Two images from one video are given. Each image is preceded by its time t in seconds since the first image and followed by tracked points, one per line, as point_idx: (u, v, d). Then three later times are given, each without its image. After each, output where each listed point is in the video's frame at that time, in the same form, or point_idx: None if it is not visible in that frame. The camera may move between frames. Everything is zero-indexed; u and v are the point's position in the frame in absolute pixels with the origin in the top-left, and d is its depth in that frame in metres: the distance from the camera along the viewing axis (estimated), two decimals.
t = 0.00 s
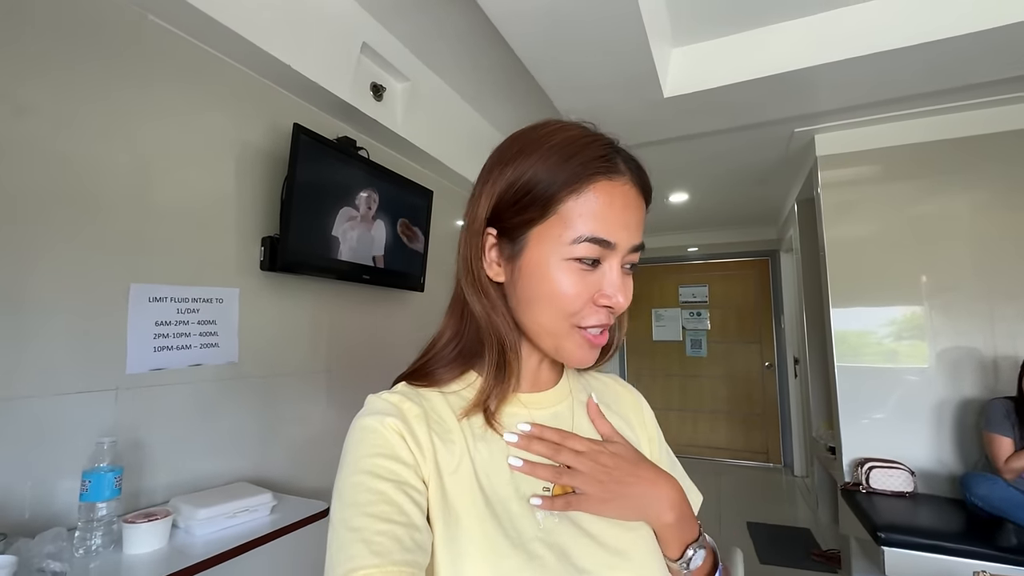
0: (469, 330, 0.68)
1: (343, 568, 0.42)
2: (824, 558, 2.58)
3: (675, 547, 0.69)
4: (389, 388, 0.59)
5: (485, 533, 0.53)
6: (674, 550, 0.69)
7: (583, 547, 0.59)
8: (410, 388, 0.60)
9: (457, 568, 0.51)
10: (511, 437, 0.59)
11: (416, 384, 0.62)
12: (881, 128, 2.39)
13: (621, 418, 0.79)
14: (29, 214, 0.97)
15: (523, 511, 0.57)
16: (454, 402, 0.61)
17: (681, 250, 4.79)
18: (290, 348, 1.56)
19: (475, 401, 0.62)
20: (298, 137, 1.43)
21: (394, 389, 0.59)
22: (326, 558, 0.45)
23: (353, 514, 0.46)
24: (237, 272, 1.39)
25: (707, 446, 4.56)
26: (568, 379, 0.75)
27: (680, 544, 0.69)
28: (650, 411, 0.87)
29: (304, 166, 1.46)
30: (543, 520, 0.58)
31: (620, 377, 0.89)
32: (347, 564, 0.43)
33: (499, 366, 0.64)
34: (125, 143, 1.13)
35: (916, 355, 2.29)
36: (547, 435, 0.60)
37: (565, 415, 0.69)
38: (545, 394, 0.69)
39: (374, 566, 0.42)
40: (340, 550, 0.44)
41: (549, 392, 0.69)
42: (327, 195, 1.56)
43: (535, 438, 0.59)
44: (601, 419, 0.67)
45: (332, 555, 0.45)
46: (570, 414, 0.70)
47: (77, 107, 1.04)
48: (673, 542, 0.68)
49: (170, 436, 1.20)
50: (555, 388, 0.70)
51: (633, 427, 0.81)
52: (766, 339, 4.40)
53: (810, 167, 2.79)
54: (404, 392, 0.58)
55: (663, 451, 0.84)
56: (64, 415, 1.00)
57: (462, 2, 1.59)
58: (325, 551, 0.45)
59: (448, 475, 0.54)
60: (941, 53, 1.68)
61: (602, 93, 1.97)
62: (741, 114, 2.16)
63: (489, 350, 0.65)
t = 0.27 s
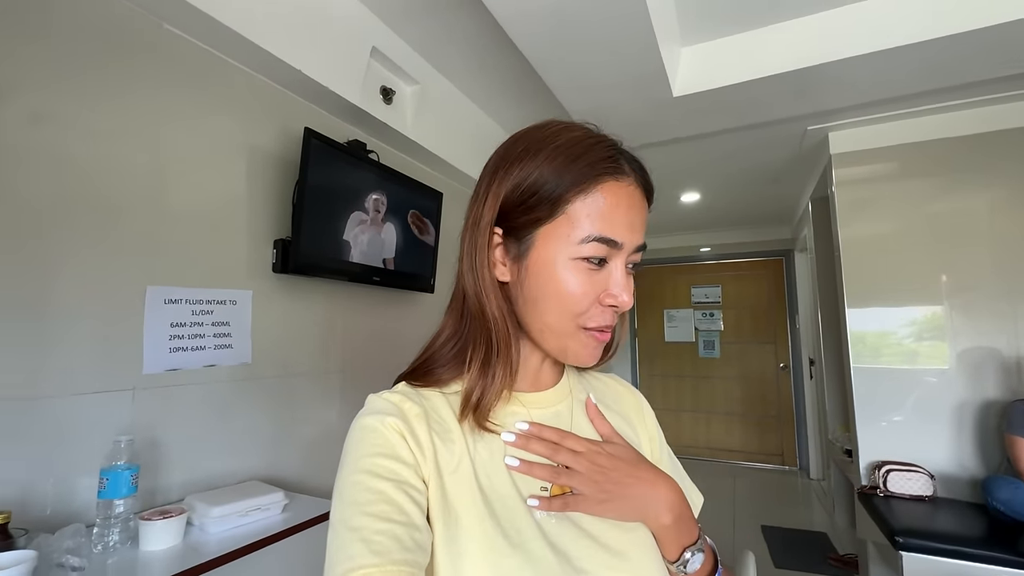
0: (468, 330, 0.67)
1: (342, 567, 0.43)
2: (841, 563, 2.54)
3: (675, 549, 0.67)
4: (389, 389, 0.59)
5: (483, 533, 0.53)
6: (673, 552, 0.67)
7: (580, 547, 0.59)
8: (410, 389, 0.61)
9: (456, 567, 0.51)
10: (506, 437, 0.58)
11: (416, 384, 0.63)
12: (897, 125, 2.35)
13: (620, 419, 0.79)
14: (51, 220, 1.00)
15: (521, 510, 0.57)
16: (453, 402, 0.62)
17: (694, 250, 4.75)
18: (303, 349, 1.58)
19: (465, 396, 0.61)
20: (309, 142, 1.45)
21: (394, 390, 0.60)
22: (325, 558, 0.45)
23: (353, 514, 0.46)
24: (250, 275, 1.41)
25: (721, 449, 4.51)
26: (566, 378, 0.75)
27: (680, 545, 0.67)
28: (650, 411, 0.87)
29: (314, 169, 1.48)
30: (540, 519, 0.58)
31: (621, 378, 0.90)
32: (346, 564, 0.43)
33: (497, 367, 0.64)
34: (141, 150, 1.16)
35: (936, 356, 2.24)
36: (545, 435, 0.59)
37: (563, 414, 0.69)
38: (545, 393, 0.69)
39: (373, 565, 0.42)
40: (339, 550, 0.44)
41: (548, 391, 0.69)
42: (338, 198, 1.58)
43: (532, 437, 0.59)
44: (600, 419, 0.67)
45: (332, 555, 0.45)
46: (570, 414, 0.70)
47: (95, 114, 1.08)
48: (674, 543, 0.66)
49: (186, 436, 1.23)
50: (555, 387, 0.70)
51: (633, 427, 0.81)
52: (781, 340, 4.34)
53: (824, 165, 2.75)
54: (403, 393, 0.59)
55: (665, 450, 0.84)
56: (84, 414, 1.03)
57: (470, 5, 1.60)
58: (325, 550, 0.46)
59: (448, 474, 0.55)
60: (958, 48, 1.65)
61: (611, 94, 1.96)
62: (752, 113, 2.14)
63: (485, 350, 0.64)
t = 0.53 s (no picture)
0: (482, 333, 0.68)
1: (353, 569, 0.44)
2: (864, 569, 2.48)
3: (685, 553, 0.67)
4: (399, 392, 0.60)
5: (491, 535, 0.53)
6: (683, 556, 0.67)
7: (589, 550, 0.59)
8: (420, 392, 0.62)
9: (465, 569, 0.52)
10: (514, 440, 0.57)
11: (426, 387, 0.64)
12: (918, 122, 2.29)
13: (629, 422, 0.80)
14: (80, 227, 1.03)
15: (528, 513, 0.57)
16: (463, 405, 0.63)
17: (710, 250, 4.69)
18: (319, 352, 1.60)
19: (475, 400, 0.62)
20: (325, 147, 1.48)
21: (404, 393, 0.61)
22: (335, 559, 0.46)
23: (362, 516, 0.47)
24: (267, 279, 1.44)
25: (739, 452, 4.45)
26: (575, 381, 0.75)
27: (691, 548, 0.67)
28: (659, 414, 0.87)
29: (330, 174, 1.50)
30: (548, 522, 0.58)
31: (631, 381, 0.90)
32: (356, 566, 0.44)
33: (509, 373, 0.64)
34: (164, 158, 1.19)
35: (965, 357, 2.18)
36: (553, 438, 0.59)
37: (571, 417, 0.70)
38: (553, 396, 0.69)
39: (382, 567, 0.43)
40: (350, 552, 0.45)
41: (557, 395, 0.70)
42: (353, 202, 1.60)
43: (539, 439, 0.58)
44: (608, 421, 0.66)
45: (343, 557, 0.46)
46: (578, 417, 0.71)
47: (122, 124, 1.11)
48: (685, 547, 0.67)
49: (206, 436, 1.25)
50: (564, 390, 0.71)
51: (642, 431, 0.81)
52: (800, 341, 4.27)
53: (843, 163, 2.70)
54: (413, 396, 0.60)
55: (674, 454, 0.84)
56: (110, 415, 1.06)
57: (482, 9, 1.61)
58: (335, 551, 0.47)
59: (457, 477, 0.56)
60: (983, 41, 1.61)
61: (624, 94, 1.95)
62: (769, 111, 2.11)
63: (500, 355, 0.65)
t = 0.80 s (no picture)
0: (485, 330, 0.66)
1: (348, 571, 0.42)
2: None
3: (682, 553, 0.68)
4: (392, 392, 0.59)
5: (489, 535, 0.53)
6: (680, 555, 0.68)
7: (586, 550, 0.60)
8: (416, 391, 0.61)
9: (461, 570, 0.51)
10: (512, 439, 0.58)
11: (421, 385, 0.62)
12: (945, 115, 2.22)
13: (623, 419, 0.80)
14: (105, 232, 1.08)
15: (526, 513, 0.57)
16: (460, 405, 0.62)
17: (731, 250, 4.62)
18: (336, 353, 1.63)
19: (478, 400, 0.61)
20: (339, 152, 1.50)
21: (397, 393, 0.59)
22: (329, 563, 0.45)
23: (358, 517, 0.46)
24: (285, 281, 1.47)
25: (762, 455, 4.36)
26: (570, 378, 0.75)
27: (687, 547, 0.68)
28: (653, 412, 0.88)
29: (345, 178, 1.53)
30: (545, 521, 0.58)
31: (624, 380, 0.90)
32: (351, 567, 0.42)
33: (513, 372, 0.63)
34: (184, 164, 1.23)
35: (1002, 359, 2.09)
36: (551, 437, 0.59)
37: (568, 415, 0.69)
38: (551, 394, 0.69)
39: (379, 570, 0.42)
40: (345, 553, 0.44)
41: (554, 392, 0.69)
42: (368, 205, 1.63)
43: (537, 439, 0.59)
44: (604, 421, 0.65)
45: (337, 558, 0.44)
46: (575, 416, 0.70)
47: (144, 133, 1.15)
48: (681, 546, 0.67)
49: (225, 435, 1.28)
50: (561, 389, 0.70)
51: (637, 430, 0.81)
52: (825, 343, 4.17)
53: (868, 159, 2.63)
54: (408, 395, 0.59)
55: (667, 452, 0.85)
56: (133, 414, 1.10)
57: (493, 12, 1.62)
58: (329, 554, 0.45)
59: (454, 476, 0.55)
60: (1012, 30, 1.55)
61: (638, 94, 1.94)
62: (788, 108, 2.07)
63: (504, 353, 0.63)
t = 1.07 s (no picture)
0: (478, 322, 0.65)
1: (323, 568, 0.43)
2: None
3: (653, 545, 0.72)
4: (370, 386, 0.58)
5: (466, 532, 0.53)
6: (650, 547, 0.72)
7: (563, 543, 0.62)
8: (398, 386, 0.59)
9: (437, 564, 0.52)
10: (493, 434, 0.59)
11: (399, 377, 0.61)
12: (973, 107, 2.14)
13: (599, 410, 0.83)
14: (126, 238, 1.12)
15: (504, 509, 0.58)
16: (440, 399, 0.61)
17: (752, 250, 4.52)
18: (347, 354, 1.66)
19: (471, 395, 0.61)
20: (350, 156, 1.53)
21: (377, 387, 0.58)
22: (303, 558, 0.46)
23: (333, 514, 0.46)
24: (297, 285, 1.50)
25: (786, 460, 4.25)
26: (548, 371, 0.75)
27: (658, 540, 0.72)
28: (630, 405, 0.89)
29: (356, 185, 1.56)
30: (523, 516, 0.60)
31: (602, 372, 0.92)
32: (326, 565, 0.43)
33: (519, 364, 0.64)
34: (201, 171, 1.27)
35: None
36: (530, 432, 0.61)
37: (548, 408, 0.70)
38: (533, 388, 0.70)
39: (355, 567, 0.43)
40: (320, 550, 0.45)
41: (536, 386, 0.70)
42: (379, 209, 1.65)
43: (518, 434, 0.60)
44: (583, 417, 0.67)
45: (312, 554, 0.45)
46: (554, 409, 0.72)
47: (163, 141, 1.20)
48: (652, 539, 0.71)
49: (239, 434, 1.32)
50: (542, 381, 0.71)
51: (615, 423, 0.84)
52: (850, 344, 4.06)
53: (891, 155, 2.55)
54: (387, 389, 0.58)
55: (643, 445, 0.88)
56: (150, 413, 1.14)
57: (500, 15, 1.62)
58: (304, 549, 0.46)
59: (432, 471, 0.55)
60: None
61: (650, 93, 1.92)
62: (805, 104, 2.02)
63: (499, 345, 0.63)
